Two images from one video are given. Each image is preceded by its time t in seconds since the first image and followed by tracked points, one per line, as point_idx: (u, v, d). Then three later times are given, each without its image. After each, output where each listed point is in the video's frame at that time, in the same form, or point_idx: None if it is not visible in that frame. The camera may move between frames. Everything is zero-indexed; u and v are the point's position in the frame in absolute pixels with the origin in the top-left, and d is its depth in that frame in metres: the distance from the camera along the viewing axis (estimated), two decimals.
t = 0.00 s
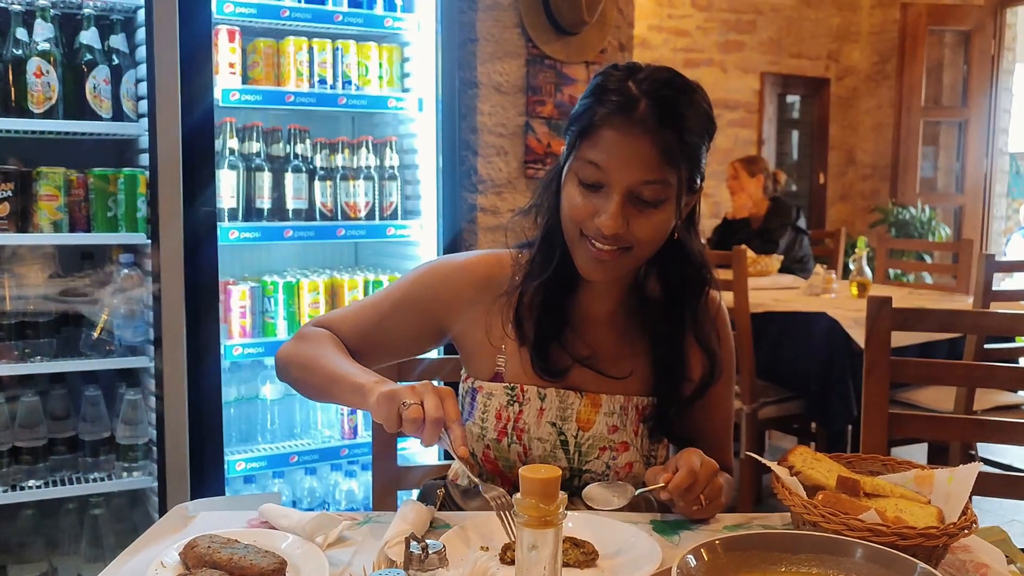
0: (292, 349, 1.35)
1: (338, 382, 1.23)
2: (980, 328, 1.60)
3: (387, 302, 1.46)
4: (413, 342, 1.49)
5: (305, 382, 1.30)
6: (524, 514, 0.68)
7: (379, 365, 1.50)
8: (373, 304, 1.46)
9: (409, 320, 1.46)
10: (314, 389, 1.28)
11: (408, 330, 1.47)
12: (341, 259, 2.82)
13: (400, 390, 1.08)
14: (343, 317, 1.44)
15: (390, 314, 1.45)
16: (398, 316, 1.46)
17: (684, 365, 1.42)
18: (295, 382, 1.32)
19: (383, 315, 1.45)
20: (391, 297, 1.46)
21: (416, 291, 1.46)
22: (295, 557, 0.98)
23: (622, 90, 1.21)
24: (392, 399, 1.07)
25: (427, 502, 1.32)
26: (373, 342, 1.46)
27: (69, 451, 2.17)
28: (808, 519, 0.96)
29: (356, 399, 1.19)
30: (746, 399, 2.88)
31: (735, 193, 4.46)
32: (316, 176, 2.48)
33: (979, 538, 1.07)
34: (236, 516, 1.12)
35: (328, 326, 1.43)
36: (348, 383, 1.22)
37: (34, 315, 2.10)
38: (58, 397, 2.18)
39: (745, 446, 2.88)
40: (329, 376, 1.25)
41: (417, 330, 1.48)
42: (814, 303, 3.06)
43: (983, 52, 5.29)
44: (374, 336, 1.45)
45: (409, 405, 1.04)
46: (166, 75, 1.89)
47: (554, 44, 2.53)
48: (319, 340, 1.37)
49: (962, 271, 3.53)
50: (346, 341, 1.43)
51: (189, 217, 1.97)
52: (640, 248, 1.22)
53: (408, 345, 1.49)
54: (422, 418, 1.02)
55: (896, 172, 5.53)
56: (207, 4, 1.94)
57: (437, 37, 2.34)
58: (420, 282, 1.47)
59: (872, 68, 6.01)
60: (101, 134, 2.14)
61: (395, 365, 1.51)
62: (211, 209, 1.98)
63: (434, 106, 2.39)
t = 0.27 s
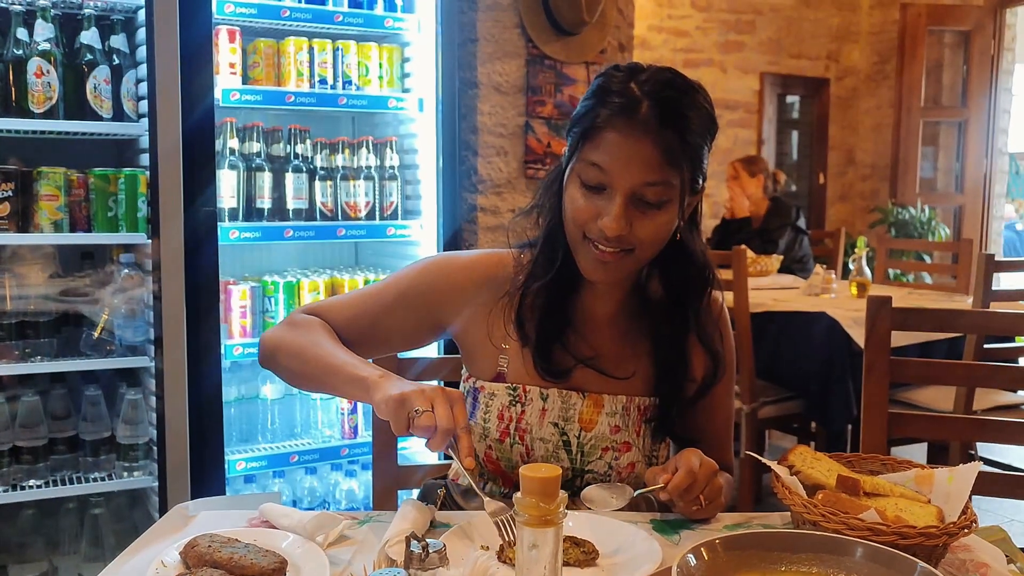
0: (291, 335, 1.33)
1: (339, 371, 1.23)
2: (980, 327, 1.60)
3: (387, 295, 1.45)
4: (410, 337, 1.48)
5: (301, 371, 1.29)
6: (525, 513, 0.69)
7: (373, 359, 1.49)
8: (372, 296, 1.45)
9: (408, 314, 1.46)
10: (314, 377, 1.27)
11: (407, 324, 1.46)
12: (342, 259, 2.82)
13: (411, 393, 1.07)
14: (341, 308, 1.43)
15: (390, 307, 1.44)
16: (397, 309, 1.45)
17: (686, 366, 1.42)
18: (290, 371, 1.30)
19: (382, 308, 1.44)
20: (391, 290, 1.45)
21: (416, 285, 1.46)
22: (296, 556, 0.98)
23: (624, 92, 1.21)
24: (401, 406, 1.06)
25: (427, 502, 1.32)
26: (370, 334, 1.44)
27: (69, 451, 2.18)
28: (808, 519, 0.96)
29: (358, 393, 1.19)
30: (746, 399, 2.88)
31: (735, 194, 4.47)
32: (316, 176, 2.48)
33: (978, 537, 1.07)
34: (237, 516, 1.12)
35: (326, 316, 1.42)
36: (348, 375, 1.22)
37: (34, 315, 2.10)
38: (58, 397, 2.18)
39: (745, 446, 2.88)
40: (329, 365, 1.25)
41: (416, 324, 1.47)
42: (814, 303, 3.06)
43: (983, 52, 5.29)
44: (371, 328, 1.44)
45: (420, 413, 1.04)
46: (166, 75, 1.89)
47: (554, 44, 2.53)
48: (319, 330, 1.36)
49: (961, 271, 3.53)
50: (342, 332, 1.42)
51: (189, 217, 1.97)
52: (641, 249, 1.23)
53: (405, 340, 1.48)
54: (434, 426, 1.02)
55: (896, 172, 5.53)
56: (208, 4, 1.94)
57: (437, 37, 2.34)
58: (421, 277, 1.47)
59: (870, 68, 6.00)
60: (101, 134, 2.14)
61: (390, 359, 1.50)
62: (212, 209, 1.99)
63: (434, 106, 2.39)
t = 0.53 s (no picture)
0: (288, 336, 1.30)
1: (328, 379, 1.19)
2: (981, 328, 1.60)
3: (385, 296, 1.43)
4: (407, 338, 1.46)
5: (290, 375, 1.25)
6: (526, 514, 0.68)
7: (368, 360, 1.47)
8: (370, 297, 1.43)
9: (407, 316, 1.44)
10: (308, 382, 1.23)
11: (405, 325, 1.45)
12: (341, 259, 2.82)
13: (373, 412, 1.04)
14: (338, 308, 1.40)
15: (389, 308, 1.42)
16: (396, 311, 1.43)
17: (687, 365, 1.42)
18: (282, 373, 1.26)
19: (382, 308, 1.42)
20: (390, 291, 1.44)
21: (416, 286, 1.44)
22: (296, 556, 0.97)
23: (622, 91, 1.21)
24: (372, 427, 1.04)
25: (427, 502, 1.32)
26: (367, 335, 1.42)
27: (68, 451, 2.17)
28: (810, 519, 0.96)
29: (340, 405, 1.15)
30: (746, 399, 2.88)
31: (735, 194, 4.47)
32: (316, 176, 2.47)
33: (979, 538, 1.07)
34: (236, 516, 1.11)
35: (322, 316, 1.39)
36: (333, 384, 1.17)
37: (34, 315, 2.10)
38: (58, 397, 2.18)
39: (745, 447, 2.88)
40: (318, 371, 1.21)
41: (414, 326, 1.46)
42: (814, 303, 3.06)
43: (983, 52, 5.29)
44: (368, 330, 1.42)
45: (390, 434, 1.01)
46: (166, 75, 1.89)
47: (554, 44, 2.53)
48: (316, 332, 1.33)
49: (962, 272, 3.53)
50: (339, 333, 1.39)
51: (189, 217, 1.97)
52: (639, 250, 1.22)
53: (403, 341, 1.46)
54: (406, 442, 1.00)
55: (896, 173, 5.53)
56: (207, 3, 1.94)
57: (437, 37, 2.34)
58: (420, 278, 1.45)
59: (871, 68, 6.01)
60: (101, 134, 2.14)
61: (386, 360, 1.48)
62: (211, 209, 1.98)
63: (434, 106, 2.39)
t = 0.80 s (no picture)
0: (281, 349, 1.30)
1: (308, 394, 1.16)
2: (979, 327, 1.60)
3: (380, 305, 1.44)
4: (404, 345, 1.47)
5: (278, 388, 1.23)
6: (524, 513, 0.68)
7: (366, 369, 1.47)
8: (366, 306, 1.44)
9: (402, 323, 1.44)
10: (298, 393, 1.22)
11: (401, 332, 1.45)
12: (339, 259, 2.82)
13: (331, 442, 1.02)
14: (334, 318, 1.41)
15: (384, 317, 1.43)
16: (391, 318, 1.43)
17: (684, 364, 1.42)
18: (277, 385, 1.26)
19: (379, 316, 1.43)
20: (385, 299, 1.44)
21: (412, 293, 1.45)
22: (294, 556, 0.97)
23: (616, 91, 1.21)
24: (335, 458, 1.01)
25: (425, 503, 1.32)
26: (364, 344, 1.42)
27: (67, 451, 2.17)
28: (807, 519, 0.96)
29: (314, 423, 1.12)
30: (744, 399, 2.88)
31: (733, 194, 4.48)
32: (314, 176, 2.47)
33: (977, 537, 1.07)
34: (234, 517, 1.11)
35: (317, 326, 1.39)
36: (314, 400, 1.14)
37: (32, 315, 2.09)
38: (56, 397, 2.18)
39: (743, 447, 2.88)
40: (296, 388, 1.18)
41: (411, 333, 1.46)
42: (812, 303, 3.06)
43: (981, 53, 5.30)
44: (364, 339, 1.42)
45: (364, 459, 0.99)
46: (164, 75, 1.89)
47: (552, 44, 2.53)
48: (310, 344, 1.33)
49: (959, 272, 3.53)
50: (337, 342, 1.40)
51: (187, 217, 1.97)
52: (635, 249, 1.23)
53: (402, 347, 1.47)
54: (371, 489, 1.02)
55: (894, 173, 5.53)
56: (206, 3, 1.94)
57: (435, 38, 2.34)
58: (415, 285, 1.46)
59: (869, 69, 6.01)
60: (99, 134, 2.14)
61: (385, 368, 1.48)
62: (210, 209, 1.98)
63: (432, 106, 2.39)
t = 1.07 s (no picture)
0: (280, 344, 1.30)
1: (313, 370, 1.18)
2: (978, 328, 1.60)
3: (380, 306, 1.44)
4: (403, 347, 1.47)
5: (281, 380, 1.24)
6: (523, 513, 0.68)
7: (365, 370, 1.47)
8: (365, 307, 1.44)
9: (400, 324, 1.44)
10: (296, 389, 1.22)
11: (399, 334, 1.45)
12: (338, 260, 2.82)
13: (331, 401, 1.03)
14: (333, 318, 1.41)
15: (383, 317, 1.43)
16: (390, 319, 1.43)
17: (681, 364, 1.42)
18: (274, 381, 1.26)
19: (378, 315, 1.43)
20: (383, 299, 1.44)
21: (411, 294, 1.45)
22: (294, 556, 0.97)
23: (610, 92, 1.21)
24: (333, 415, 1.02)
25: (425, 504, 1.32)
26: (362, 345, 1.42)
27: (66, 451, 2.17)
28: (807, 518, 0.96)
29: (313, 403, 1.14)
30: (744, 399, 2.88)
31: (732, 195, 4.48)
32: (313, 176, 2.47)
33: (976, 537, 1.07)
34: (234, 516, 1.11)
35: (317, 326, 1.40)
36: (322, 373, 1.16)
37: (31, 315, 2.09)
38: (56, 397, 2.18)
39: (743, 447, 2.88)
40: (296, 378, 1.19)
41: (409, 334, 1.46)
42: (811, 303, 3.07)
43: (980, 53, 5.31)
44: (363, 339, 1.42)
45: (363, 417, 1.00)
46: (163, 76, 1.89)
47: (551, 45, 2.53)
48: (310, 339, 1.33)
49: (959, 272, 3.53)
50: (336, 341, 1.40)
51: (186, 218, 1.97)
52: (632, 250, 1.23)
53: (401, 347, 1.47)
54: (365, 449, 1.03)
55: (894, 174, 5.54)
56: (205, 4, 1.94)
57: (434, 38, 2.34)
58: (413, 286, 1.46)
59: (869, 70, 6.02)
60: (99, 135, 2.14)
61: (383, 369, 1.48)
62: (209, 210, 1.98)
63: (431, 107, 2.39)
